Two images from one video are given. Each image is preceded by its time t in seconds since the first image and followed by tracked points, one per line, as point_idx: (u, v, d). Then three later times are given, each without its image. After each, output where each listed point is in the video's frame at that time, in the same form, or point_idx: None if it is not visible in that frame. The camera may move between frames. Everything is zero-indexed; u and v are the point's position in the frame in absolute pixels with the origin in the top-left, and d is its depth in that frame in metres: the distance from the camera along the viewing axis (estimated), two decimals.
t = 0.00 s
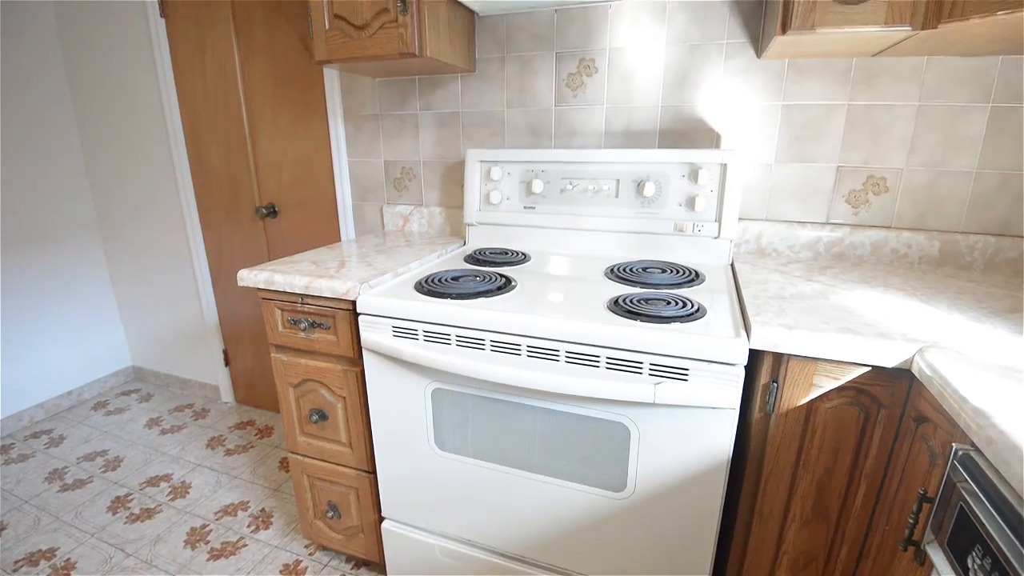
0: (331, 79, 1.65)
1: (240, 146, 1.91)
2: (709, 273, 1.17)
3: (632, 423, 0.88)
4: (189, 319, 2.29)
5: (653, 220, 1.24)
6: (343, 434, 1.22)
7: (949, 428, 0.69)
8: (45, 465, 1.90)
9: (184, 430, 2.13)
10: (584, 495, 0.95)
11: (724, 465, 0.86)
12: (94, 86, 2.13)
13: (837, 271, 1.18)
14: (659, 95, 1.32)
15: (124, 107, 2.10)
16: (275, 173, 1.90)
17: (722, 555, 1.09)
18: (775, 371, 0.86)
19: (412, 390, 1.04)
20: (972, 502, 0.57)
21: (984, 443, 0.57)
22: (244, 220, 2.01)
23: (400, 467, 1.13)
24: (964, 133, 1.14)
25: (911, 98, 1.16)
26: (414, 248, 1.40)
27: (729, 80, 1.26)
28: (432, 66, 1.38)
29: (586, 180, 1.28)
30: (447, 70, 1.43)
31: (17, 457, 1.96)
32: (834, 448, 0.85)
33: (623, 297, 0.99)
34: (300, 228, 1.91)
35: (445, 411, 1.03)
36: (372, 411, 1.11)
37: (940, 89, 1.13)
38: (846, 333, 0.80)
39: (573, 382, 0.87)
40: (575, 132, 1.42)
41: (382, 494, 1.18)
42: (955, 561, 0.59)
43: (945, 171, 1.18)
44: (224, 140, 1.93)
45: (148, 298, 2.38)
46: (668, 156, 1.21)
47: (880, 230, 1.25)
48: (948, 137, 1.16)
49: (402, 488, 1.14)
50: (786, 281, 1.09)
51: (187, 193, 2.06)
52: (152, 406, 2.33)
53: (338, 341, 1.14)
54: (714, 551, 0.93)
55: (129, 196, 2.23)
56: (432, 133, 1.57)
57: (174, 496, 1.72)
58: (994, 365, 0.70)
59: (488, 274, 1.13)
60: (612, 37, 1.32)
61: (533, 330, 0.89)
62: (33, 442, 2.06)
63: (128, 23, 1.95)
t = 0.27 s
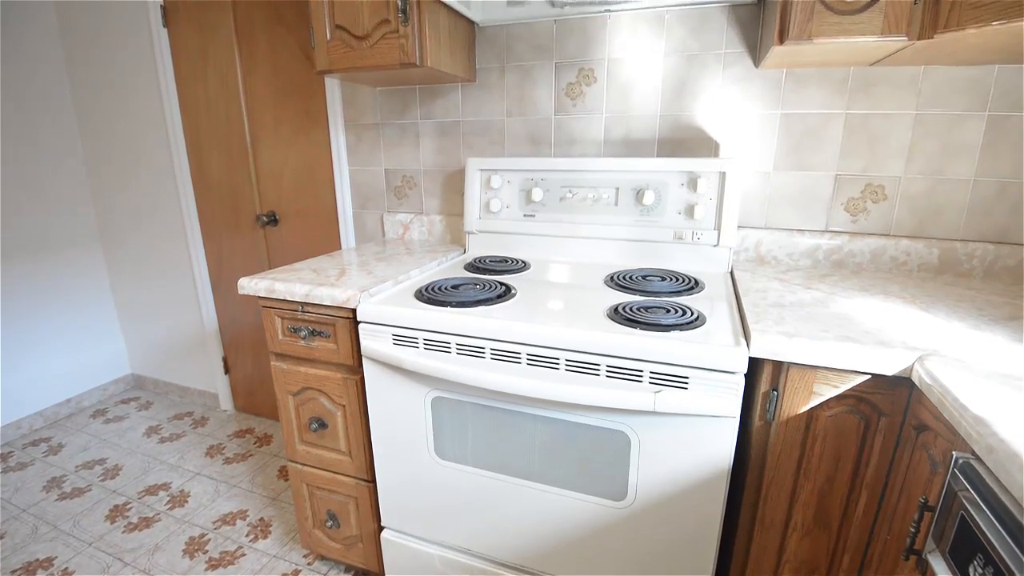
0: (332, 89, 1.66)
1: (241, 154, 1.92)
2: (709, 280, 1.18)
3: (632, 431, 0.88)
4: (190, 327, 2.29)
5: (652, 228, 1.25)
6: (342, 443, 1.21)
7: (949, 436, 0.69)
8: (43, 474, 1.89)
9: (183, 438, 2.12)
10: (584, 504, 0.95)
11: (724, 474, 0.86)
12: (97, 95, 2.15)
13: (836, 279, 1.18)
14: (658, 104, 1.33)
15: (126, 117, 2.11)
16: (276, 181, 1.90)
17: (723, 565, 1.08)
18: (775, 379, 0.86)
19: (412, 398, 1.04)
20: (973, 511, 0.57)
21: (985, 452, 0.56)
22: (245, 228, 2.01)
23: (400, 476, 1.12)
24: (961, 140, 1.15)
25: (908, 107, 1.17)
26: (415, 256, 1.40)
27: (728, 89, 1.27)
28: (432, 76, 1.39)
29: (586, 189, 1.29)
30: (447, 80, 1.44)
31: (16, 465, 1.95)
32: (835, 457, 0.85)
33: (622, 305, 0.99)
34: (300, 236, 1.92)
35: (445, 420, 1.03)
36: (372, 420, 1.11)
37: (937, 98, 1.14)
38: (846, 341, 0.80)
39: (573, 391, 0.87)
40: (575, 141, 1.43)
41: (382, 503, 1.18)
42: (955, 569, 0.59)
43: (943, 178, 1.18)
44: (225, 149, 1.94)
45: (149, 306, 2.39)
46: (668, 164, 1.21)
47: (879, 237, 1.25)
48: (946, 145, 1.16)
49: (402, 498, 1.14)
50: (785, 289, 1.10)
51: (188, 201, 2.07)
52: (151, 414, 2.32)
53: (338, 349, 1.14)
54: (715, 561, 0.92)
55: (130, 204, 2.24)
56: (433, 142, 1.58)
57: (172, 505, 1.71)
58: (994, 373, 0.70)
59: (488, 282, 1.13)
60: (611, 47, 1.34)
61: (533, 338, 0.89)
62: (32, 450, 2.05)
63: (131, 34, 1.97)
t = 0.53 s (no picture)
0: (334, 100, 1.67)
1: (242, 164, 1.93)
2: (708, 290, 1.18)
3: (632, 441, 0.87)
4: (189, 335, 2.29)
5: (652, 238, 1.25)
6: (342, 453, 1.21)
7: (950, 447, 0.68)
8: (41, 483, 1.88)
9: (182, 447, 2.11)
10: (585, 515, 0.95)
11: (724, 484, 0.85)
12: (99, 105, 2.16)
13: (835, 288, 1.19)
14: (658, 115, 1.34)
15: (129, 128, 2.13)
16: (277, 191, 1.91)
17: None
18: (774, 389, 0.86)
19: (412, 408, 1.04)
20: (974, 522, 0.57)
21: (984, 462, 0.56)
22: (246, 236, 2.01)
23: (400, 486, 1.12)
24: (958, 149, 1.16)
25: (905, 117, 1.17)
26: (415, 265, 1.41)
27: (726, 100, 1.28)
28: (432, 87, 1.40)
29: (586, 199, 1.29)
30: (447, 91, 1.45)
31: (14, 475, 1.95)
32: (835, 467, 0.85)
33: (623, 314, 0.99)
34: (301, 245, 1.92)
35: (445, 429, 1.03)
36: (372, 430, 1.11)
37: (933, 108, 1.15)
38: (846, 351, 0.80)
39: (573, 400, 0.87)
40: (575, 151, 1.44)
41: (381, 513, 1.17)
42: None
43: (940, 188, 1.19)
44: (227, 159, 1.95)
45: (149, 315, 2.39)
46: (668, 174, 1.22)
47: (878, 246, 1.26)
48: (943, 155, 1.17)
49: (401, 508, 1.13)
50: (785, 298, 1.10)
51: (189, 210, 2.08)
52: (150, 423, 2.31)
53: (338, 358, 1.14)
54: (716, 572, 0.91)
55: (131, 213, 2.25)
56: (433, 152, 1.59)
57: (170, 515, 1.70)
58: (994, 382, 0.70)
59: (488, 292, 1.13)
60: (610, 59, 1.35)
61: (533, 348, 0.89)
62: (30, 459, 2.04)
63: (135, 47, 1.99)
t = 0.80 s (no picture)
0: (335, 110, 1.68)
1: (244, 174, 1.94)
2: (708, 298, 1.18)
3: (632, 451, 0.87)
4: (189, 344, 2.29)
5: (651, 246, 1.26)
6: (341, 462, 1.21)
7: (950, 456, 0.68)
8: (39, 493, 1.87)
9: (180, 457, 2.11)
10: (585, 525, 0.94)
11: (725, 494, 0.85)
12: (102, 115, 2.18)
13: (835, 296, 1.19)
14: (656, 125, 1.35)
15: (132, 138, 2.14)
16: (278, 201, 1.92)
17: None
18: (774, 398, 0.86)
19: (412, 417, 1.04)
20: (975, 532, 0.57)
21: (985, 471, 0.56)
22: (246, 244, 2.02)
23: (400, 496, 1.11)
24: (955, 158, 1.17)
25: (902, 127, 1.18)
26: (415, 274, 1.41)
27: (724, 110, 1.29)
28: (433, 98, 1.41)
29: (586, 208, 1.30)
30: (447, 101, 1.46)
31: (12, 484, 1.94)
32: (837, 476, 0.85)
33: (622, 323, 0.99)
34: (301, 254, 1.93)
35: (445, 438, 1.03)
36: (372, 439, 1.11)
37: (930, 118, 1.16)
38: (847, 360, 0.80)
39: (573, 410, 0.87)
40: (575, 160, 1.44)
41: (381, 523, 1.17)
42: None
43: (938, 197, 1.20)
44: (228, 168, 1.96)
45: (149, 323, 2.39)
46: (666, 184, 1.22)
47: (877, 255, 1.26)
48: (940, 165, 1.18)
49: (401, 519, 1.13)
50: (785, 307, 1.10)
51: (190, 219, 2.08)
52: (149, 432, 2.30)
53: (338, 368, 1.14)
54: None
55: (133, 222, 2.26)
56: (433, 161, 1.60)
57: (168, 525, 1.69)
58: (994, 391, 0.70)
59: (488, 300, 1.13)
60: (609, 70, 1.36)
61: (533, 357, 0.89)
62: (29, 469, 2.03)
63: (138, 58, 2.01)
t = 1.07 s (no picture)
0: (336, 117, 1.69)
1: (245, 181, 1.95)
2: (708, 305, 1.18)
3: (633, 458, 0.87)
4: (189, 350, 2.29)
5: (651, 253, 1.26)
6: (341, 470, 1.20)
7: (951, 463, 0.68)
8: (37, 500, 1.87)
9: (180, 464, 2.10)
10: (586, 533, 0.94)
11: (726, 502, 0.85)
12: (104, 123, 2.19)
13: (834, 303, 1.19)
14: (655, 133, 1.36)
15: (134, 147, 2.15)
16: (279, 208, 1.93)
17: None
18: (775, 406, 0.86)
19: (412, 424, 1.04)
20: (976, 539, 0.57)
21: (986, 479, 0.56)
22: (247, 251, 2.02)
23: (399, 504, 1.11)
24: (954, 165, 1.17)
25: (900, 134, 1.19)
26: (415, 281, 1.41)
27: (723, 118, 1.29)
28: (433, 106, 1.42)
29: (586, 215, 1.30)
30: (447, 109, 1.47)
31: (9, 491, 1.93)
32: (837, 484, 0.85)
33: (622, 330, 0.99)
34: (301, 261, 1.93)
35: (444, 446, 1.02)
36: (372, 447, 1.10)
37: (928, 125, 1.17)
38: (847, 367, 0.80)
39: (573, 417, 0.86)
40: (575, 168, 1.45)
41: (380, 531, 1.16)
42: None
43: (936, 203, 1.20)
44: (229, 175, 1.97)
45: (148, 330, 2.39)
46: (666, 191, 1.23)
47: (876, 262, 1.26)
48: (938, 172, 1.19)
49: (400, 527, 1.13)
50: (784, 313, 1.10)
51: (191, 225, 2.09)
52: (148, 440, 2.30)
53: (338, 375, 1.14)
54: None
55: (134, 228, 2.26)
56: (433, 169, 1.61)
57: (167, 533, 1.68)
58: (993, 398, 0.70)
59: (488, 307, 1.14)
60: (609, 78, 1.37)
61: (533, 364, 0.89)
62: (27, 476, 2.03)
63: (141, 67, 2.03)
